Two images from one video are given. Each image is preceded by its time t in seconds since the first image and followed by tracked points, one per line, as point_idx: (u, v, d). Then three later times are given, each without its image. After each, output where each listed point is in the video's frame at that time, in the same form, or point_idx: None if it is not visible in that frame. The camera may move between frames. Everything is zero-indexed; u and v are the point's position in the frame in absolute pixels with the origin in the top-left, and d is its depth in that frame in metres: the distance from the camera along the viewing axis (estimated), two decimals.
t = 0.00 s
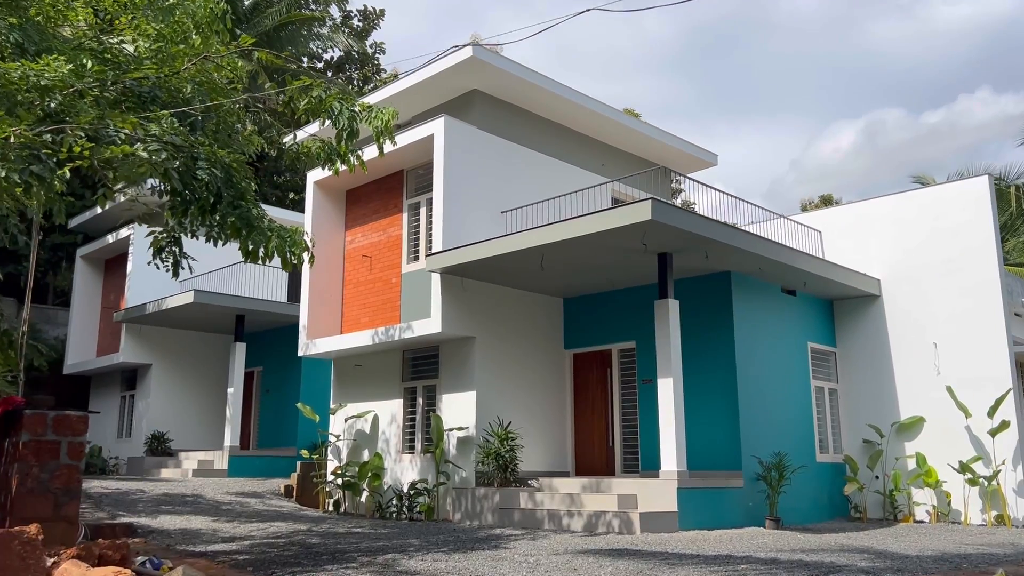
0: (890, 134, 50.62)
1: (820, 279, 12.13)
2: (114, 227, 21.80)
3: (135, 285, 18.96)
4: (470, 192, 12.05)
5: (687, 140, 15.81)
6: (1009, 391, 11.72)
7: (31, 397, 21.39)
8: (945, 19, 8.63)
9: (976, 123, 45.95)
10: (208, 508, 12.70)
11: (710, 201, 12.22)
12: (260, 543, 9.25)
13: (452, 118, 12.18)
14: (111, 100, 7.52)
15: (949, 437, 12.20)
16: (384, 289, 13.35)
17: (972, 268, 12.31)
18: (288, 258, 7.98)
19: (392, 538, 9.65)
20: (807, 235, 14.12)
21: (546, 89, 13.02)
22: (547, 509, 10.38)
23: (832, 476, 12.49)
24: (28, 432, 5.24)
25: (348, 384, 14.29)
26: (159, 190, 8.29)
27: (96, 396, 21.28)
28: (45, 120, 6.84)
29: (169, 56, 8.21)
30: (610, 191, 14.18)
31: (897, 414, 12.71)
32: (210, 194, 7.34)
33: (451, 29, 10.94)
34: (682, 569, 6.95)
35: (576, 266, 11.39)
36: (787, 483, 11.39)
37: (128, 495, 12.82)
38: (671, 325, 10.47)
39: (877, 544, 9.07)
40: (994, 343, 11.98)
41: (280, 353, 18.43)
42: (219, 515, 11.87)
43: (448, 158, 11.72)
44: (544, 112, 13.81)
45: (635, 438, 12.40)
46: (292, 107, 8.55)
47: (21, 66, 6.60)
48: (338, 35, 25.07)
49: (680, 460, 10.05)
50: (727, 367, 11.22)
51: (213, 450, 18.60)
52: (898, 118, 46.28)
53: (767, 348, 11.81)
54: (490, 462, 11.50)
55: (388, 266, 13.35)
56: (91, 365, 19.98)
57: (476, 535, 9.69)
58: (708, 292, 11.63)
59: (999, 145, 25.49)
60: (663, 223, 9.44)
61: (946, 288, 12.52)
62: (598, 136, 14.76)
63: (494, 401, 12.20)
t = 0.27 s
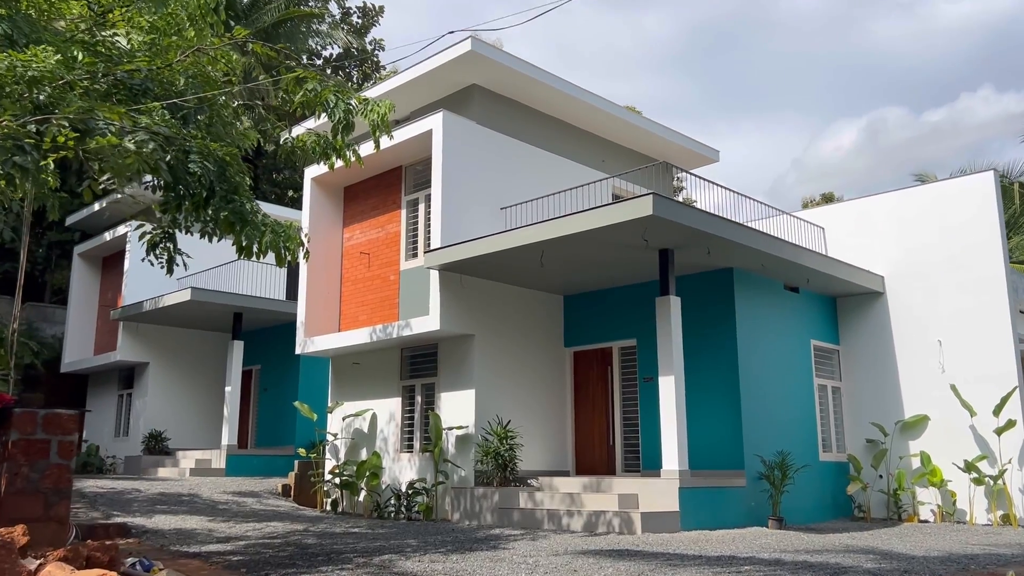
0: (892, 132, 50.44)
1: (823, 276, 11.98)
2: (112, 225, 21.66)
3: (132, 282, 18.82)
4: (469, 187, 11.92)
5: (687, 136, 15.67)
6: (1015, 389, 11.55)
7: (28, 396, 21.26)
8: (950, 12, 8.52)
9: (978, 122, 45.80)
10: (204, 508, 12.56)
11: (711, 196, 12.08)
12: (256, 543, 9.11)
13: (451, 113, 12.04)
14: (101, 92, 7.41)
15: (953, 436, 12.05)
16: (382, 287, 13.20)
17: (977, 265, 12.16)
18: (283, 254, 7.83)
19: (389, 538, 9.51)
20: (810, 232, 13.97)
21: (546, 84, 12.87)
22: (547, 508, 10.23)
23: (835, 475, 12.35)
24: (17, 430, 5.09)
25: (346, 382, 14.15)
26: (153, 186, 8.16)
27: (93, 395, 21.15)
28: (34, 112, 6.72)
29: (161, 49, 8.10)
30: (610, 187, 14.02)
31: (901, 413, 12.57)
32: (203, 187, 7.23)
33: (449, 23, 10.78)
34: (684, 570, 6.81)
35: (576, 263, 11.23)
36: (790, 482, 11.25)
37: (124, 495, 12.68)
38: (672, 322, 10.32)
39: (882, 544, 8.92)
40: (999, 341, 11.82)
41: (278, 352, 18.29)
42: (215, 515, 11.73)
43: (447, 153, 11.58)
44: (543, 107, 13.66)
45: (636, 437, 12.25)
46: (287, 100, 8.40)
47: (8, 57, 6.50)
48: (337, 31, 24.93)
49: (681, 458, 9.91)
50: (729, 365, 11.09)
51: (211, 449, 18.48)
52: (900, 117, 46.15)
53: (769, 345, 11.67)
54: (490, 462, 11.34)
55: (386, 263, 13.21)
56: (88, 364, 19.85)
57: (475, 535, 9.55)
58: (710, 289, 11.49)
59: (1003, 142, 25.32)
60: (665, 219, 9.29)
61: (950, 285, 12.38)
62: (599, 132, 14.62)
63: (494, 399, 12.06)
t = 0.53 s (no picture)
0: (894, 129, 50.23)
1: (828, 271, 11.82)
2: (109, 221, 21.51)
3: (130, 279, 18.68)
4: (469, 181, 11.76)
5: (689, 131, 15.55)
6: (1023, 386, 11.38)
7: (25, 393, 21.11)
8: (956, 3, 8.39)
9: (980, 120, 45.62)
10: (201, 506, 12.40)
11: (714, 191, 11.91)
12: (252, 543, 8.96)
13: (450, 106, 11.87)
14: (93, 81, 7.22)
15: (960, 433, 11.89)
16: (381, 283, 13.05)
17: (984, 260, 11.99)
18: (278, 247, 7.67)
19: (387, 537, 9.34)
20: (815, 227, 13.80)
21: (546, 77, 12.71)
22: (548, 507, 10.06)
23: (840, 473, 12.19)
24: (4, 425, 4.57)
25: (345, 379, 13.99)
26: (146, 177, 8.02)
27: (92, 393, 21.03)
28: (21, 101, 6.57)
29: (156, 39, 7.87)
30: (612, 181, 13.86)
31: (906, 410, 12.41)
32: (196, 178, 7.09)
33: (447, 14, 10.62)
34: (689, 570, 6.63)
35: (578, 258, 11.07)
36: (795, 480, 11.09)
37: (119, 493, 12.52)
38: (676, 318, 10.15)
39: (889, 544, 8.75)
40: (1006, 337, 11.66)
41: (277, 349, 18.14)
42: (211, 513, 11.58)
43: (446, 147, 11.42)
44: (544, 101, 13.49)
45: (638, 435, 12.10)
46: (283, 91, 8.24)
47: None
48: (337, 27, 24.78)
49: (684, 456, 9.74)
50: (732, 361, 10.94)
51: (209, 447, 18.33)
52: (902, 115, 45.97)
53: (773, 341, 11.51)
54: (490, 459, 11.18)
55: (385, 259, 13.05)
56: (85, 362, 19.71)
57: (474, 533, 9.40)
58: (713, 285, 11.34)
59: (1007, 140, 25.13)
60: (668, 212, 9.12)
61: (957, 280, 12.22)
62: (600, 126, 14.46)
63: (494, 396, 11.91)
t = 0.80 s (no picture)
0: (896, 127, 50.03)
1: (833, 268, 11.65)
2: (107, 218, 21.37)
3: (127, 276, 18.51)
4: (469, 175, 11.60)
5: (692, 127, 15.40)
6: None
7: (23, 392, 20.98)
8: None
9: (981, 119, 45.50)
10: (198, 505, 12.26)
11: (718, 186, 11.74)
12: (247, 543, 8.82)
13: (450, 101, 11.71)
14: (83, 73, 7.00)
15: (967, 432, 11.73)
16: (380, 280, 12.89)
17: (991, 256, 11.83)
18: (274, 242, 7.52)
19: (385, 537, 9.19)
20: (819, 223, 13.65)
21: (548, 71, 12.55)
22: (549, 507, 9.90)
23: (845, 472, 12.04)
24: None
25: (343, 378, 13.84)
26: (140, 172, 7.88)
27: (89, 391, 20.90)
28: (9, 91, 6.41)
29: (149, 27, 7.63)
30: (614, 177, 13.69)
31: (912, 408, 12.25)
32: (189, 171, 6.91)
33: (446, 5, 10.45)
34: (694, 572, 6.48)
35: (579, 254, 10.91)
36: (799, 480, 10.93)
37: (115, 493, 12.38)
38: (679, 314, 9.99)
39: (897, 544, 8.59)
40: (1014, 335, 11.49)
41: (276, 347, 17.98)
42: (208, 513, 11.43)
43: (446, 142, 11.27)
44: (545, 95, 13.33)
45: (641, 433, 11.95)
46: (278, 83, 8.09)
47: None
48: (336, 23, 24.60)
49: (688, 455, 9.58)
50: (737, 359, 10.77)
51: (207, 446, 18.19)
52: (903, 114, 45.77)
53: (778, 339, 11.35)
54: (490, 458, 11.02)
55: (385, 256, 12.89)
56: (83, 360, 19.57)
57: (474, 534, 9.26)
58: (717, 281, 11.17)
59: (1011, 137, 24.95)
60: (672, 207, 8.96)
61: (963, 277, 12.06)
62: (602, 121, 14.30)
63: (494, 394, 11.75)
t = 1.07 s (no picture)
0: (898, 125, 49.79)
1: (837, 264, 11.49)
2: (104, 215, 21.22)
3: (124, 274, 18.32)
4: (468, 170, 11.44)
5: (694, 121, 15.24)
6: None
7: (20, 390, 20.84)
8: None
9: (983, 117, 45.37)
10: (194, 505, 12.11)
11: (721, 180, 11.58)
12: (243, 544, 8.66)
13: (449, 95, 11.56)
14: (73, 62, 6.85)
15: (973, 430, 11.57)
16: (379, 277, 12.73)
17: (997, 251, 11.67)
18: (267, 236, 7.34)
19: (383, 538, 9.02)
20: (823, 219, 13.49)
21: (547, 65, 12.39)
22: (549, 506, 9.74)
23: (850, 470, 11.88)
24: None
25: (341, 375, 13.68)
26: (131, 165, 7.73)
27: (87, 390, 20.75)
28: None
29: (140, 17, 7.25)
30: (615, 172, 13.53)
31: (917, 406, 12.10)
32: (182, 162, 6.81)
33: None
34: (698, 573, 6.31)
35: (580, 249, 10.76)
36: (803, 479, 10.78)
37: (110, 492, 12.23)
38: (681, 310, 9.82)
39: (903, 544, 8.42)
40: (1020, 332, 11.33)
41: (274, 344, 17.81)
42: (203, 512, 11.27)
43: (444, 136, 11.11)
44: (545, 90, 13.17)
45: (642, 432, 11.80)
46: (274, 73, 7.91)
47: None
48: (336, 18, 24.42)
49: (690, 453, 9.43)
50: (739, 356, 10.62)
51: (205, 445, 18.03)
52: (906, 111, 45.51)
53: (781, 336, 11.19)
54: (490, 457, 10.86)
55: (383, 252, 12.73)
56: (80, 358, 19.42)
57: (473, 533, 9.11)
58: (720, 277, 11.01)
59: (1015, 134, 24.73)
60: (674, 201, 8.80)
61: (969, 272, 11.90)
62: (603, 116, 14.14)
63: (494, 392, 11.60)
